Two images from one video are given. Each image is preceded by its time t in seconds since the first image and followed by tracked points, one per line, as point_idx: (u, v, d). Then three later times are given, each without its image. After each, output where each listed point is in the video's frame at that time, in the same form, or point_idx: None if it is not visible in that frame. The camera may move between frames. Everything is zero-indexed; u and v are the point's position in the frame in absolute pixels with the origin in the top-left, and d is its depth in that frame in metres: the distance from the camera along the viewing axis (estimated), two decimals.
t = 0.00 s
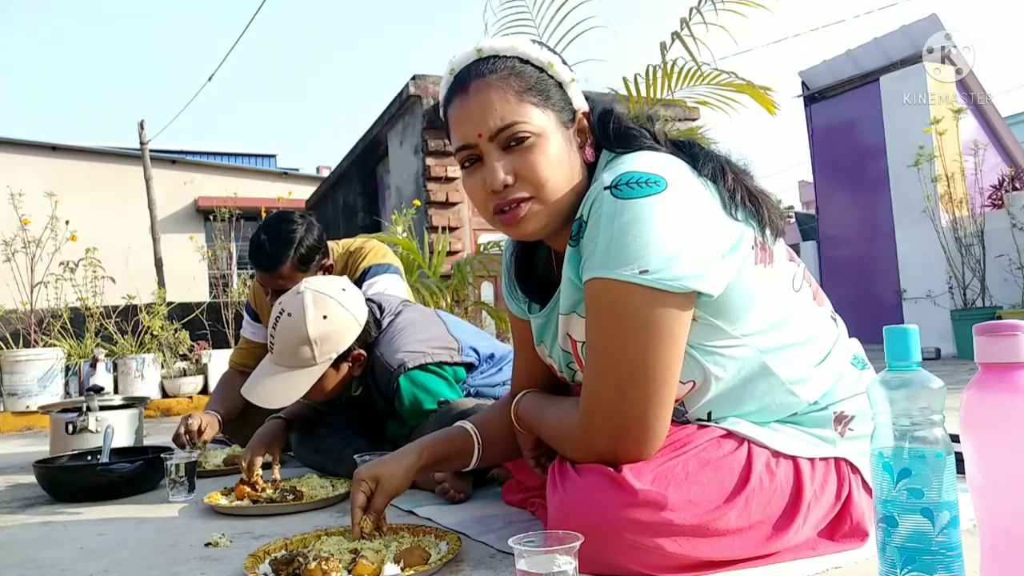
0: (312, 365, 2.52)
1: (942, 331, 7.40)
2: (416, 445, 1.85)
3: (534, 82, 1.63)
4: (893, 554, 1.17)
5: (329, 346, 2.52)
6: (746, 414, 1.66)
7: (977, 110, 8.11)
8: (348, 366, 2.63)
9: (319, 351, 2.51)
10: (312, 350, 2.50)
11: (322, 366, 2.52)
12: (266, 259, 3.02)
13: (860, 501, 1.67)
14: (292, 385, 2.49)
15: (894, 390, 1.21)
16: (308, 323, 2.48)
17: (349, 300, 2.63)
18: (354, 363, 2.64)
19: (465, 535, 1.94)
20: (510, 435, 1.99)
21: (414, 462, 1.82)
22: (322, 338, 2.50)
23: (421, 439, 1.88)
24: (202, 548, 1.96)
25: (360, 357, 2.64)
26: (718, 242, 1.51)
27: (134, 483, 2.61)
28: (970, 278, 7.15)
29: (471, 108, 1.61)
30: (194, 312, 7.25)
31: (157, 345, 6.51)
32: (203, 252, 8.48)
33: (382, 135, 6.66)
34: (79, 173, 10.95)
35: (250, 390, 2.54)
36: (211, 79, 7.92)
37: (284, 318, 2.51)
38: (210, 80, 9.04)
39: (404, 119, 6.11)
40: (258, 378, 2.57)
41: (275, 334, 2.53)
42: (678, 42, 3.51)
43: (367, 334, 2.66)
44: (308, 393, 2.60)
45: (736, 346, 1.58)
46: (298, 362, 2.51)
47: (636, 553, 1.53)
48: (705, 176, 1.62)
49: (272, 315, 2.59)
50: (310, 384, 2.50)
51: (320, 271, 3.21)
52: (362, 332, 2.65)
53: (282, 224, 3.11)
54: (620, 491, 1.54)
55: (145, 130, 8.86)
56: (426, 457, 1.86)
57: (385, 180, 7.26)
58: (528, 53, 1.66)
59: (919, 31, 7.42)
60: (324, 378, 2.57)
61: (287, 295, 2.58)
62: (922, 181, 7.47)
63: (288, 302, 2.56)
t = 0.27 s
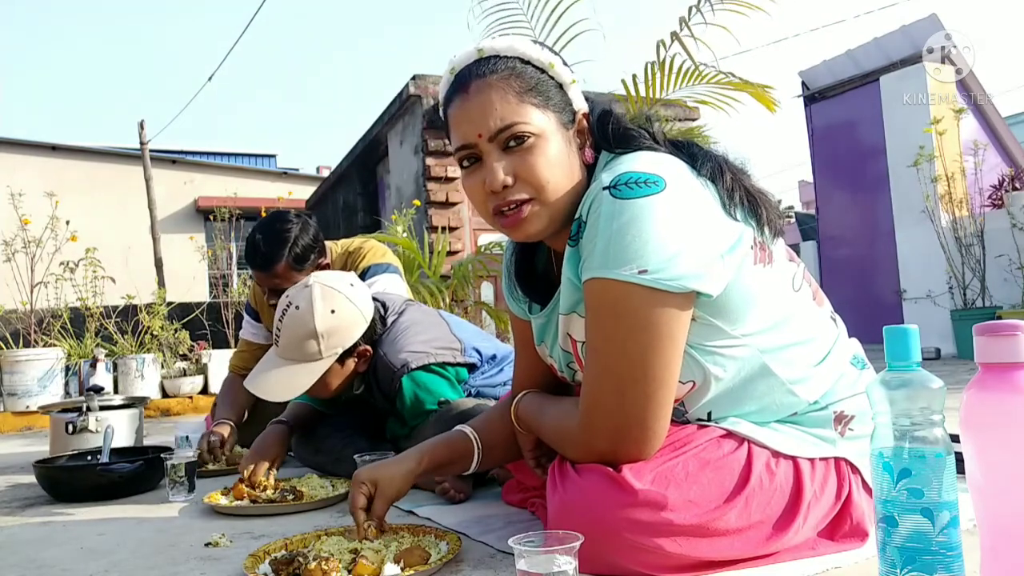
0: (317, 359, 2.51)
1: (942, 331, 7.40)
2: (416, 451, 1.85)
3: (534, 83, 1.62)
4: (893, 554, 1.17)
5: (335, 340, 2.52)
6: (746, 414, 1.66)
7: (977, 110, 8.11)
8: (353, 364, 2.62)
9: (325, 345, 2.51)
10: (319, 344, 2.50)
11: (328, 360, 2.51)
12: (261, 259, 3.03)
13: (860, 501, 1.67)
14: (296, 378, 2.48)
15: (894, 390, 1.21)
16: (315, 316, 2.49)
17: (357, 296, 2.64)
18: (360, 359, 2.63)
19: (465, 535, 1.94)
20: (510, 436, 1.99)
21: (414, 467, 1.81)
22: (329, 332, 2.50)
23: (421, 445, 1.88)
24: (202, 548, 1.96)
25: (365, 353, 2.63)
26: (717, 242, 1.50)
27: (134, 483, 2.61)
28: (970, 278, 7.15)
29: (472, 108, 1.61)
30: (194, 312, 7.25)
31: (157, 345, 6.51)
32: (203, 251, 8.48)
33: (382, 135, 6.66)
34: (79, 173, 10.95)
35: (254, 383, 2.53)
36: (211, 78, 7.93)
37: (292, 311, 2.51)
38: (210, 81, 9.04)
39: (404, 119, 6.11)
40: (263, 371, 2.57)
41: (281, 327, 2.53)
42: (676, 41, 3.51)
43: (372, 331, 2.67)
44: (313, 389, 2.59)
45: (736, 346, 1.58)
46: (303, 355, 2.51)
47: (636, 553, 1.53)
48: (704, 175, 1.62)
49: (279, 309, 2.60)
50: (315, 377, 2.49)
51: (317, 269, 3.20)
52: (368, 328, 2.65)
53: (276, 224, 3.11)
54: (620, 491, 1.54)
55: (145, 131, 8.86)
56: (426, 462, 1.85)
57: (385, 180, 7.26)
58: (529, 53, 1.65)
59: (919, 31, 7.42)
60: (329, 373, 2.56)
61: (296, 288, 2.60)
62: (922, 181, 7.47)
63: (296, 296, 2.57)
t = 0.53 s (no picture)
0: (318, 360, 2.51)
1: (942, 331, 7.40)
2: (420, 445, 1.85)
3: (535, 84, 1.62)
4: (893, 554, 1.17)
5: (336, 341, 2.52)
6: (746, 414, 1.66)
7: (977, 110, 8.11)
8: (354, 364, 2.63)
9: (326, 346, 2.51)
10: (320, 345, 2.50)
11: (328, 361, 2.52)
12: (259, 261, 3.03)
13: (860, 501, 1.67)
14: (297, 379, 2.48)
15: (894, 390, 1.21)
16: (316, 317, 2.49)
17: (358, 297, 2.64)
18: (360, 359, 2.63)
19: (464, 535, 1.94)
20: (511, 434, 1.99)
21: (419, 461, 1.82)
22: (330, 333, 2.50)
23: (426, 439, 1.88)
24: (202, 548, 1.96)
25: (366, 353, 2.63)
26: (717, 242, 1.51)
27: (134, 482, 2.61)
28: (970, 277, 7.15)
29: (472, 109, 1.61)
30: (194, 312, 7.25)
31: (157, 345, 6.51)
32: (203, 251, 8.47)
33: (382, 135, 6.66)
34: (79, 173, 10.95)
35: (254, 382, 2.54)
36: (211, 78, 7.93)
37: (293, 312, 2.51)
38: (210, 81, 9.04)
39: (404, 119, 6.11)
40: (264, 371, 2.57)
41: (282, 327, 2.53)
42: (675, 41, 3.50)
43: (373, 331, 2.67)
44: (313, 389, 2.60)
45: (737, 346, 1.58)
46: (303, 356, 2.51)
47: (636, 553, 1.53)
48: (704, 175, 1.62)
49: (281, 309, 2.60)
50: (316, 378, 2.49)
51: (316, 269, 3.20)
52: (368, 329, 2.65)
53: (273, 225, 3.10)
54: (620, 491, 1.54)
55: (145, 131, 8.85)
56: (430, 456, 1.86)
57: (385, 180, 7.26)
58: (529, 54, 1.65)
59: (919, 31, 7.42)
60: (329, 373, 2.57)
61: (297, 288, 2.60)
62: (922, 181, 7.47)
63: (298, 296, 2.58)
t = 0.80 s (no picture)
0: (319, 356, 2.52)
1: (942, 331, 7.40)
2: (421, 447, 1.85)
3: (533, 85, 1.62)
4: (893, 554, 1.17)
5: (337, 338, 2.52)
6: (746, 414, 1.66)
7: (977, 110, 8.11)
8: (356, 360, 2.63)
9: (326, 342, 2.51)
10: (320, 341, 2.50)
11: (329, 357, 2.52)
12: (254, 265, 3.04)
13: (860, 501, 1.67)
14: (297, 375, 2.49)
15: (894, 390, 1.21)
16: (317, 314, 2.49)
17: (360, 293, 2.64)
18: (361, 356, 2.63)
19: (464, 535, 1.94)
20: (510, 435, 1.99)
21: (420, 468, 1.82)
22: (330, 330, 2.50)
23: (427, 442, 1.89)
24: (202, 548, 1.96)
25: (367, 351, 2.62)
26: (717, 241, 1.51)
27: (134, 482, 2.61)
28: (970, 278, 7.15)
29: (471, 111, 1.61)
30: (194, 312, 7.25)
31: (157, 345, 6.51)
32: (203, 251, 8.47)
33: (382, 135, 6.67)
34: (79, 173, 10.96)
35: (255, 377, 2.55)
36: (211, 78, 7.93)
37: (293, 308, 2.51)
38: (210, 81, 9.03)
39: (404, 119, 6.11)
40: (264, 366, 2.57)
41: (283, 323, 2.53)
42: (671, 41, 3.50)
43: (375, 327, 2.67)
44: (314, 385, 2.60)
45: (737, 346, 1.58)
46: (304, 352, 2.52)
47: (636, 553, 1.53)
48: (704, 174, 1.62)
49: (282, 305, 2.60)
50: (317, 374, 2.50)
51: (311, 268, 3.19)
52: (370, 325, 2.65)
53: (265, 227, 3.10)
54: (620, 491, 1.54)
55: (145, 131, 8.85)
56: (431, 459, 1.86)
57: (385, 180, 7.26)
58: (527, 55, 1.65)
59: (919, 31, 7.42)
60: (330, 370, 2.57)
61: (298, 284, 2.59)
62: (922, 182, 7.47)
63: (299, 292, 2.57)
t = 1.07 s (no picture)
0: (323, 352, 2.52)
1: (942, 331, 7.40)
2: (417, 441, 1.86)
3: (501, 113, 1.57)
4: (893, 554, 1.17)
5: (341, 334, 2.52)
6: (745, 413, 1.66)
7: (977, 110, 8.12)
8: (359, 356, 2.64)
9: (330, 338, 2.51)
10: (324, 336, 2.50)
11: (333, 353, 2.52)
12: (243, 265, 3.04)
13: (860, 501, 1.67)
14: (301, 371, 2.49)
15: (894, 390, 1.21)
16: (321, 309, 2.49)
17: (363, 290, 2.65)
18: (363, 353, 2.64)
19: (464, 534, 1.94)
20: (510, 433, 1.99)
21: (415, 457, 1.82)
22: (334, 325, 2.50)
23: (422, 435, 1.89)
24: (202, 548, 1.96)
25: (370, 348, 2.64)
26: (716, 241, 1.51)
27: (134, 482, 2.61)
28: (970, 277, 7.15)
29: (444, 141, 1.61)
30: (194, 311, 7.25)
31: (157, 345, 6.52)
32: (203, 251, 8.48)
33: (382, 135, 6.67)
34: (79, 172, 10.95)
35: (258, 374, 2.54)
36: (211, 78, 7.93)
37: (297, 304, 2.52)
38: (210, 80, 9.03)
39: (404, 119, 6.11)
40: (267, 362, 2.57)
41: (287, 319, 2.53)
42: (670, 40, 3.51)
43: (377, 325, 2.69)
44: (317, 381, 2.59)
45: (736, 345, 1.58)
46: (308, 348, 2.52)
47: (636, 553, 1.53)
48: (705, 175, 1.62)
49: (284, 302, 2.60)
50: (321, 370, 2.50)
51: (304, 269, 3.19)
52: (373, 323, 2.67)
53: (256, 227, 3.11)
54: (620, 491, 1.53)
55: (145, 131, 8.84)
56: (425, 453, 1.86)
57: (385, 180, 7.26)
58: (496, 79, 1.59)
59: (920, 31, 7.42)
60: (334, 366, 2.57)
61: (301, 280, 2.60)
62: (922, 182, 7.47)
63: (302, 288, 2.58)
